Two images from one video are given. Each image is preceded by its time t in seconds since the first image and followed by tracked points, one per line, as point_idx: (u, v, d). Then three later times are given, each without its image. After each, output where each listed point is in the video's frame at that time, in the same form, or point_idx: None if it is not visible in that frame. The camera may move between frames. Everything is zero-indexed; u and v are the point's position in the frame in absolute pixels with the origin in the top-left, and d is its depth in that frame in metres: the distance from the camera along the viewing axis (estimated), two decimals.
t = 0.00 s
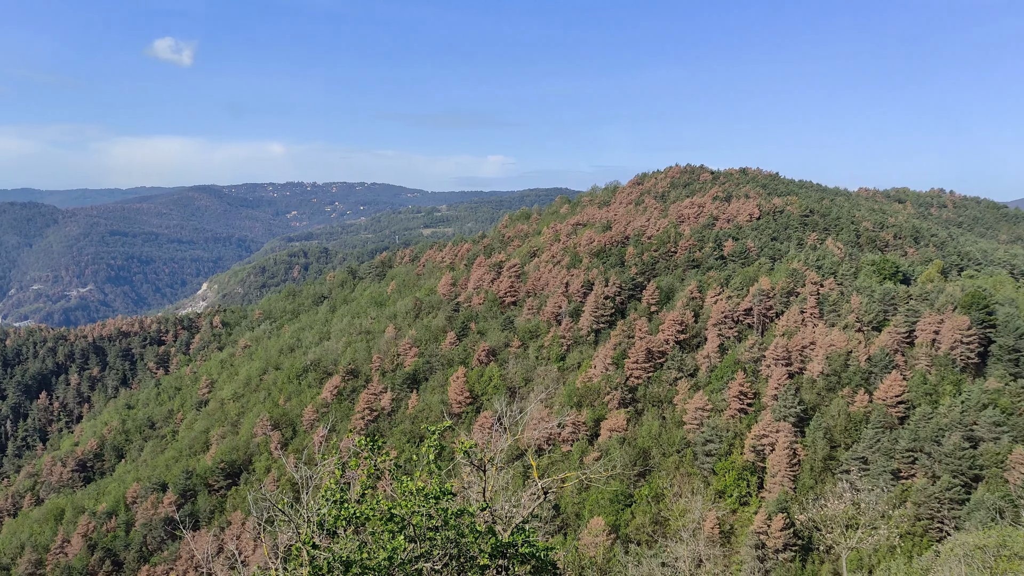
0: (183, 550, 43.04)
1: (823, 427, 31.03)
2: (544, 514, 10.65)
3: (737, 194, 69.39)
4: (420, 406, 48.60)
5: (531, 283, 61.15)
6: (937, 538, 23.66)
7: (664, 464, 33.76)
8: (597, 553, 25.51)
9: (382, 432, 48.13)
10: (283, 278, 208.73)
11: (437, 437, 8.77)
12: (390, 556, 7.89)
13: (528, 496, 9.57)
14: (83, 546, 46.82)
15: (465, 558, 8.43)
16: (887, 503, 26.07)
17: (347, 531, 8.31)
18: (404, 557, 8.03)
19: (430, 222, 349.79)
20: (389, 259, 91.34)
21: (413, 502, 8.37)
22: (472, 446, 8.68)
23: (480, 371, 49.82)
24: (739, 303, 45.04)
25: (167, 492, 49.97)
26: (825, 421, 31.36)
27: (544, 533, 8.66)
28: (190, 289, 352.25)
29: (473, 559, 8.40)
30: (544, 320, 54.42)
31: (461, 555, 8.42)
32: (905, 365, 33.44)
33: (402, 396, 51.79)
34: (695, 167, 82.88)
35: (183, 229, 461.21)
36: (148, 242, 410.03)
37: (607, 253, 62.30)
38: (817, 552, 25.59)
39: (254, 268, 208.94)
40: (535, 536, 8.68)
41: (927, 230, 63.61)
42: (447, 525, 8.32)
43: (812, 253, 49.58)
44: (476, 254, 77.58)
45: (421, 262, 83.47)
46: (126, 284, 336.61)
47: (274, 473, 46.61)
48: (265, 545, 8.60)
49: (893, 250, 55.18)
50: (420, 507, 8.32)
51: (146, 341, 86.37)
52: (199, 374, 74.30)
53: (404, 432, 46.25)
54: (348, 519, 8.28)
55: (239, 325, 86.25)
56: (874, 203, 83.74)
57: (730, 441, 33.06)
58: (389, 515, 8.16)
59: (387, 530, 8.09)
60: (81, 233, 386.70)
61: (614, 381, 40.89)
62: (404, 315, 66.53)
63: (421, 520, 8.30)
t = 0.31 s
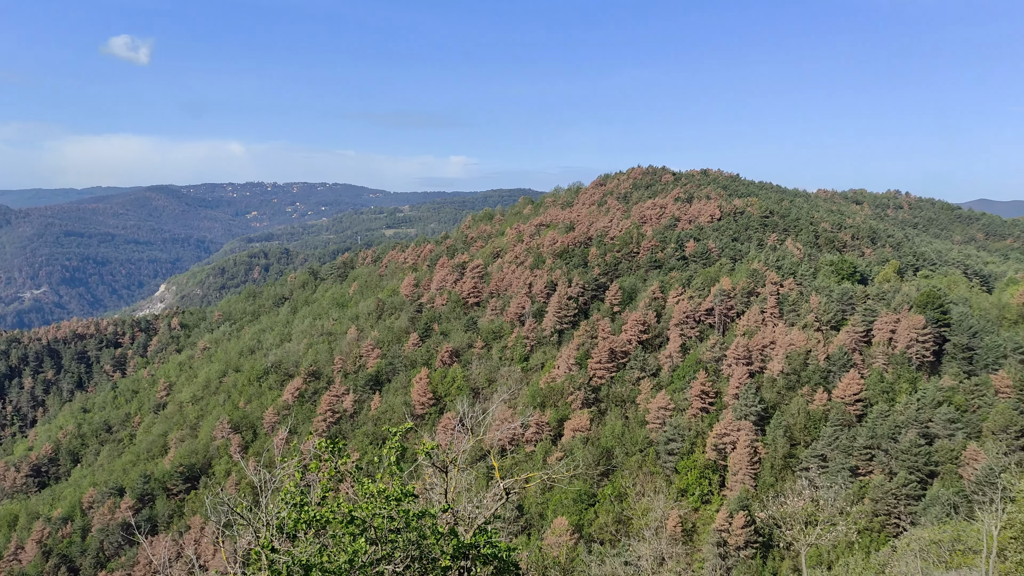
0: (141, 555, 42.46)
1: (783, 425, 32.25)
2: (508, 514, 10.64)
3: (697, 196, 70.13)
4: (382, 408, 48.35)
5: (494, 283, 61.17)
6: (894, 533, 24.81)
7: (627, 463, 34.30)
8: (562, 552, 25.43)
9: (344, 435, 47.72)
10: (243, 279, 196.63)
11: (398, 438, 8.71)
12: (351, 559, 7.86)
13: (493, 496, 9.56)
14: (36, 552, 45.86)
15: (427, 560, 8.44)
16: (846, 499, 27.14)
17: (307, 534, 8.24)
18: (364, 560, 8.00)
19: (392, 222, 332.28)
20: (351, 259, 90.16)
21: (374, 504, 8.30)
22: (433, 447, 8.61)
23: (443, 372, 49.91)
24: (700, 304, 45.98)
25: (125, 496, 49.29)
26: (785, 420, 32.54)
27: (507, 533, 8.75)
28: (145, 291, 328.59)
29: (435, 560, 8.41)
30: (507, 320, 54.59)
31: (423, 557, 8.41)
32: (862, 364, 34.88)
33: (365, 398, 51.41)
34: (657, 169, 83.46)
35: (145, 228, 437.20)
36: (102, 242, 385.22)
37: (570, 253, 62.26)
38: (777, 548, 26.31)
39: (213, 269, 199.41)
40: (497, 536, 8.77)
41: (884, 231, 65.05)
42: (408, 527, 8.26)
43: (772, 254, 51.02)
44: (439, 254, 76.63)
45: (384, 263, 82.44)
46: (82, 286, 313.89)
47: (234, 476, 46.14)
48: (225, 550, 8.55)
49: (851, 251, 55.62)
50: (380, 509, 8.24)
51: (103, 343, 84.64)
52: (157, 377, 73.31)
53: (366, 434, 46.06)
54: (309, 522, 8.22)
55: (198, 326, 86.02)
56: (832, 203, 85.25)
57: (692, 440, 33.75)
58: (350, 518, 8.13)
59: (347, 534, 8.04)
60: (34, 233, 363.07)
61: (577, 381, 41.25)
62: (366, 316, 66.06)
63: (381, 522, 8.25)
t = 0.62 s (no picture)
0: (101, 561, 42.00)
1: (747, 424, 33.47)
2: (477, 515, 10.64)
3: (661, 197, 70.73)
4: (347, 409, 48.29)
5: (459, 284, 61.12)
6: (855, 530, 26.23)
7: (593, 463, 35.20)
8: (528, 552, 25.65)
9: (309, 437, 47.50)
10: (205, 281, 185.71)
11: (362, 441, 8.68)
12: (314, 563, 7.81)
13: (460, 498, 9.50)
14: None
15: (391, 563, 8.37)
16: (809, 497, 28.37)
17: (273, 538, 8.17)
18: (328, 564, 7.94)
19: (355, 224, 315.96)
20: (316, 260, 89.15)
21: (338, 507, 8.29)
22: (398, 449, 8.55)
23: (409, 374, 49.91)
24: (665, 304, 46.27)
25: (84, 502, 48.56)
26: (749, 419, 33.80)
27: (471, 535, 8.78)
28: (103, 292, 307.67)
29: (399, 563, 8.35)
30: (473, 322, 54.71)
31: (387, 559, 8.34)
32: (824, 363, 36.54)
33: (330, 400, 51.18)
34: (622, 170, 83.95)
35: (108, 226, 414.02)
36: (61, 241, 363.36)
37: (536, 254, 62.06)
38: (740, 546, 27.20)
39: (173, 270, 187.53)
40: (462, 538, 8.81)
41: (845, 231, 66.49)
42: (373, 530, 8.22)
43: (736, 254, 52.41)
44: (404, 255, 76.42)
45: (348, 264, 81.60)
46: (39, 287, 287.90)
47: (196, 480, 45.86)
48: (186, 556, 8.46)
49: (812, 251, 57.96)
50: (345, 513, 8.20)
51: (60, 347, 82.43)
52: (118, 381, 71.98)
53: (330, 436, 45.99)
54: (271, 526, 8.15)
55: (160, 328, 84.67)
56: (793, 204, 86.33)
57: (657, 440, 34.36)
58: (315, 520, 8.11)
59: (312, 537, 8.00)
60: None
61: (543, 381, 41.58)
62: (331, 318, 65.50)
63: (346, 525, 8.23)
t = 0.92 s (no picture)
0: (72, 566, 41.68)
1: (722, 423, 34.41)
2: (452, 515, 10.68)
3: (636, 197, 71.15)
4: (322, 410, 48.26)
5: (435, 284, 61.14)
6: (828, 526, 27.54)
7: (569, 463, 35.55)
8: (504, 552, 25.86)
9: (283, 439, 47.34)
10: (178, 281, 183.33)
11: (338, 441, 8.64)
12: (288, 565, 7.74)
13: (435, 499, 9.52)
14: None
15: (367, 564, 8.29)
16: (784, 495, 29.67)
17: (246, 539, 8.10)
18: (303, 566, 7.87)
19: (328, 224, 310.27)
20: (290, 259, 88.42)
21: (313, 509, 8.20)
22: (373, 450, 8.50)
23: (384, 374, 49.86)
24: (640, 303, 46.64)
25: (55, 505, 48.12)
26: (724, 417, 34.70)
27: (447, 535, 8.84)
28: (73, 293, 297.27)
29: (374, 565, 8.31)
30: (449, 322, 54.72)
31: (362, 561, 8.26)
32: (799, 361, 37.51)
33: (304, 400, 51.03)
34: (597, 169, 84.08)
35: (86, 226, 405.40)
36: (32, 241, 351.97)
37: (511, 253, 62.07)
38: (716, 543, 27.71)
39: (146, 270, 184.52)
40: (438, 539, 8.84)
41: (818, 231, 67.35)
42: (348, 532, 8.17)
43: (710, 254, 52.97)
44: (380, 254, 76.15)
45: (323, 263, 81.06)
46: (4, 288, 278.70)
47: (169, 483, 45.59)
48: (159, 558, 8.39)
49: (786, 251, 58.89)
50: (320, 514, 8.11)
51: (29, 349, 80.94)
52: (89, 382, 71.00)
53: (305, 437, 45.96)
54: (245, 528, 8.08)
55: (131, 329, 83.78)
56: (766, 204, 86.85)
57: (633, 439, 34.88)
58: (289, 523, 8.01)
59: (285, 539, 7.92)
60: None
61: (519, 381, 41.89)
62: (306, 318, 64.91)
63: (320, 527, 8.14)
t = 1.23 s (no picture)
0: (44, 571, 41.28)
1: (698, 422, 34.85)
2: (426, 518, 10.61)
3: (612, 197, 71.49)
4: (298, 412, 48.19)
5: (410, 284, 61.03)
6: (803, 523, 28.10)
7: (546, 463, 35.81)
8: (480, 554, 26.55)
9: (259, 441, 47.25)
10: (151, 282, 181.55)
11: (314, 442, 8.58)
12: (264, 568, 7.59)
13: (409, 500, 9.50)
14: None
15: (343, 566, 8.19)
16: (758, 493, 30.07)
17: (224, 541, 8.00)
18: (279, 568, 7.73)
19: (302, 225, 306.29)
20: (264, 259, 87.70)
21: (288, 511, 8.09)
22: (349, 451, 8.42)
23: (360, 375, 49.72)
24: (616, 302, 46.68)
25: (26, 510, 47.57)
26: (700, 416, 35.10)
27: (423, 535, 8.81)
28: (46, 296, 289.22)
29: (350, 567, 8.23)
30: (425, 322, 54.61)
31: (338, 563, 8.18)
32: (773, 358, 38.58)
33: (280, 402, 50.89)
34: (573, 169, 84.25)
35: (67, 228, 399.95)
36: (7, 245, 343.10)
37: (488, 253, 62.08)
38: (692, 540, 28.11)
39: (118, 272, 182.00)
40: (414, 540, 8.80)
41: (792, 230, 68.09)
42: (323, 533, 8.10)
43: (685, 253, 53.47)
44: (355, 255, 75.77)
45: (299, 264, 80.56)
46: None
47: (142, 486, 45.33)
48: (133, 561, 8.27)
49: (760, 250, 59.58)
50: (296, 516, 8.02)
51: None
52: (61, 385, 70.10)
53: (281, 439, 45.88)
54: (220, 531, 7.98)
55: (104, 331, 82.82)
56: (741, 203, 87.29)
57: (609, 438, 35.44)
58: (266, 526, 7.91)
59: (263, 543, 7.82)
60: None
61: (496, 381, 41.83)
62: (281, 319, 64.77)
63: (295, 529, 8.07)
